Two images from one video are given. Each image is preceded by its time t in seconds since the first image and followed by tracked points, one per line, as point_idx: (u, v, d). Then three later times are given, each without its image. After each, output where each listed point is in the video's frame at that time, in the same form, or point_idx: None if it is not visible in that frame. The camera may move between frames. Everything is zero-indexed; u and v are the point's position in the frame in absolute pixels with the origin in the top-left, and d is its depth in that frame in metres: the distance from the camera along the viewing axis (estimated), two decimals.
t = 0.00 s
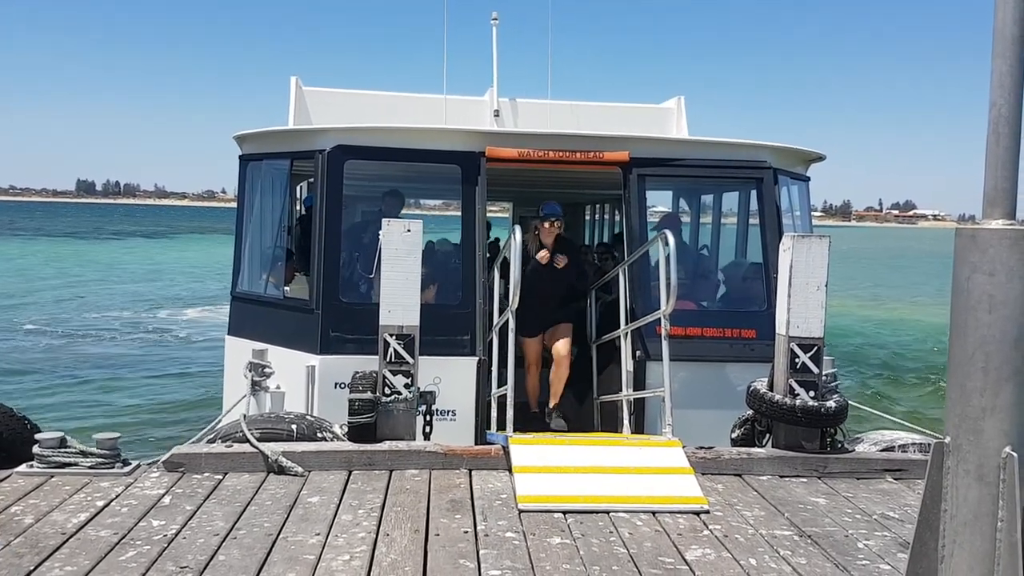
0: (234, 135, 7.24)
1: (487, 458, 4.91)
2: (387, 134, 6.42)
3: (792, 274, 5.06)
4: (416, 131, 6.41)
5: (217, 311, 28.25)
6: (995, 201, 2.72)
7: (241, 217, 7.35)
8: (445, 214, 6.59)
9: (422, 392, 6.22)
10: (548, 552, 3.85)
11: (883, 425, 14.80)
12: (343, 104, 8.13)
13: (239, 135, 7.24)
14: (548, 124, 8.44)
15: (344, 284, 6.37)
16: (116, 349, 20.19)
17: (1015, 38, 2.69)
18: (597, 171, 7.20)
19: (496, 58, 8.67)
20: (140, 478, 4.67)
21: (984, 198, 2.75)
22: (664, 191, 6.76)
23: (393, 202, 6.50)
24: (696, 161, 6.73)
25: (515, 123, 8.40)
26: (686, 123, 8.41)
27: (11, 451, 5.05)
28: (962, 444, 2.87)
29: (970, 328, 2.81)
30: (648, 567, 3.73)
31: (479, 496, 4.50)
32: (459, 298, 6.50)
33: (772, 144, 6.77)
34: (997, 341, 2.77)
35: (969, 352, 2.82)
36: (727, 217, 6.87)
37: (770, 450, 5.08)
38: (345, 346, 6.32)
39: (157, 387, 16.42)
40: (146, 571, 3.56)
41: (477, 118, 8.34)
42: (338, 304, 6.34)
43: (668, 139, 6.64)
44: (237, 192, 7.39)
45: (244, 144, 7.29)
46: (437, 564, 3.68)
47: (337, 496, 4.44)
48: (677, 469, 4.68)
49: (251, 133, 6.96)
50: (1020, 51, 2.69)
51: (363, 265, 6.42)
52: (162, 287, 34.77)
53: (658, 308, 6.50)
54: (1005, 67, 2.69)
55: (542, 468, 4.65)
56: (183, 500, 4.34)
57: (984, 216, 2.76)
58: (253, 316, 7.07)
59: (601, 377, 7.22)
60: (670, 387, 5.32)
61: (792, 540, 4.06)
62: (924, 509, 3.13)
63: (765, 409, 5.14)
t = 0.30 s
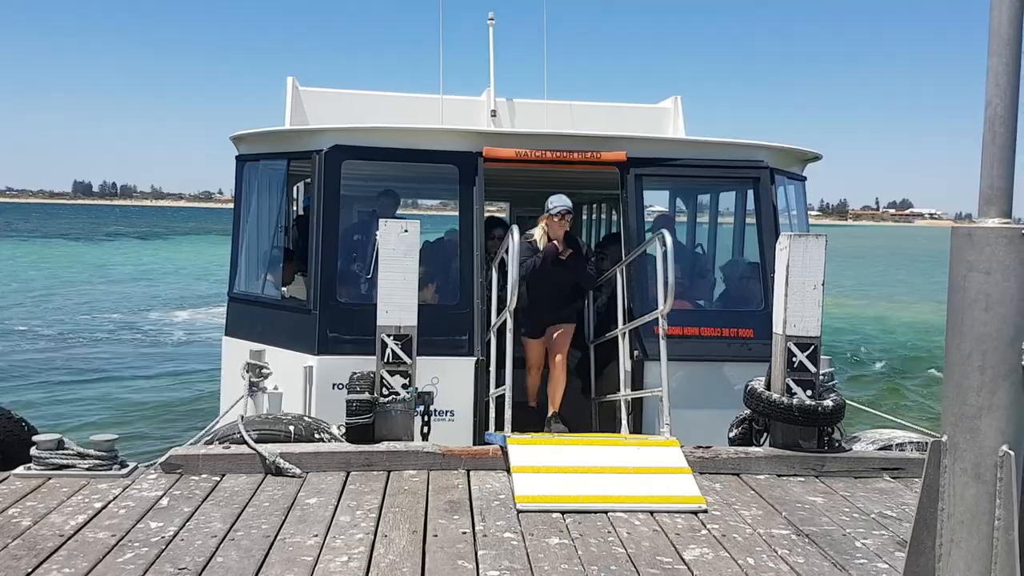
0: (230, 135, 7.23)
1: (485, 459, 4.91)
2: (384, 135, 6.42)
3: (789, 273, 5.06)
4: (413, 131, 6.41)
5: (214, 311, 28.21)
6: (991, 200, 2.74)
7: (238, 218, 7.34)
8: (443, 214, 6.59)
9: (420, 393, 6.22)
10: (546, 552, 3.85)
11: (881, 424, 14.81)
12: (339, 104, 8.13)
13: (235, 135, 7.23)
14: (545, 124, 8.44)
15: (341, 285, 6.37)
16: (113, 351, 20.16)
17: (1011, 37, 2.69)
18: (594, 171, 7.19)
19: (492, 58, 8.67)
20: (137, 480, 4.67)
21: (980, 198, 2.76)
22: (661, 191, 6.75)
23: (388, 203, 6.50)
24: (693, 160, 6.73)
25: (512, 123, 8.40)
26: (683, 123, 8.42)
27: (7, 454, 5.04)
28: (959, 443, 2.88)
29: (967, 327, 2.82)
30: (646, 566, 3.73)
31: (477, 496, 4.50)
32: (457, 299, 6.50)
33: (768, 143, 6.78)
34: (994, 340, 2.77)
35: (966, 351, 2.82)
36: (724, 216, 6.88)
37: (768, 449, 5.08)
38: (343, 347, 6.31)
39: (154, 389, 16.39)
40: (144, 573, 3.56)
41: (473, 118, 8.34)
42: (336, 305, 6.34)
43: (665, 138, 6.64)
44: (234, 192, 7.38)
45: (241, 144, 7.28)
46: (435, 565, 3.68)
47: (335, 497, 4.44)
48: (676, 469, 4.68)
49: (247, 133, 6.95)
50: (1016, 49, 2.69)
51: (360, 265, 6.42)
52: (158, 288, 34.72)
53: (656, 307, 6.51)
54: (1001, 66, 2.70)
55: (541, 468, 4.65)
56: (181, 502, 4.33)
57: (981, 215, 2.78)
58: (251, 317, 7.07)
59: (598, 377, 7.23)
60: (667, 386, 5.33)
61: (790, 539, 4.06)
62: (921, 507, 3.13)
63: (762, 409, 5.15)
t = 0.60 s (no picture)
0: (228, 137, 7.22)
1: (485, 460, 4.91)
2: (382, 136, 6.42)
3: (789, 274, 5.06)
4: (412, 132, 6.41)
5: (213, 313, 28.21)
6: (989, 200, 2.75)
7: (236, 219, 7.34)
8: (441, 215, 6.61)
9: (419, 394, 6.22)
10: (546, 553, 3.85)
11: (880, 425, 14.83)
12: (337, 106, 8.14)
13: (233, 137, 7.24)
14: (543, 125, 8.45)
15: (340, 286, 6.37)
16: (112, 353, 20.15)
17: (1008, 37, 2.69)
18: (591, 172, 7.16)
19: (490, 59, 8.68)
20: (136, 482, 4.66)
21: (978, 198, 2.78)
22: (659, 191, 6.75)
23: (382, 204, 6.49)
24: (691, 161, 6.74)
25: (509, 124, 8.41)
26: (681, 123, 8.43)
27: (7, 456, 5.04)
28: (958, 442, 2.88)
29: (965, 326, 2.82)
30: (646, 567, 3.73)
31: (476, 497, 4.50)
32: (456, 300, 6.50)
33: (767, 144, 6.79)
34: (992, 340, 2.78)
35: (965, 351, 2.83)
36: (722, 217, 6.89)
37: (767, 450, 5.08)
38: (341, 348, 6.31)
39: (153, 391, 16.39)
40: None
41: (471, 119, 8.35)
42: (334, 306, 6.34)
43: (664, 139, 6.64)
44: (232, 194, 7.38)
45: (239, 146, 7.28)
46: (434, 567, 3.68)
47: (334, 499, 4.44)
48: (675, 470, 4.68)
49: (245, 135, 6.95)
50: (1013, 49, 2.69)
51: (358, 266, 6.42)
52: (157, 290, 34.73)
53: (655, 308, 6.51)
54: (999, 66, 2.70)
55: (541, 469, 4.65)
56: (180, 504, 4.33)
57: (979, 215, 2.79)
58: (249, 318, 7.07)
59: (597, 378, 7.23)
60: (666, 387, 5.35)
61: (789, 539, 4.07)
62: (920, 507, 3.13)
63: (762, 409, 5.15)
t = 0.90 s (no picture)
0: (232, 148, 7.24)
1: (485, 474, 4.89)
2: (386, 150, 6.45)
3: (791, 292, 5.06)
4: (416, 146, 6.44)
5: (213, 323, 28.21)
6: (994, 221, 2.77)
7: (238, 230, 7.35)
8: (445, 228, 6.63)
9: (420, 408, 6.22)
10: (546, 568, 3.84)
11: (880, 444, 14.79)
12: (341, 119, 8.17)
13: (237, 149, 7.26)
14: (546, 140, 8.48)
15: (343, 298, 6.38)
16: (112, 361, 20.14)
17: (1014, 60, 2.71)
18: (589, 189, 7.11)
19: (494, 75, 8.72)
20: (136, 491, 4.65)
21: (983, 218, 2.79)
22: (660, 207, 6.78)
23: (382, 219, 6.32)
24: (692, 177, 6.76)
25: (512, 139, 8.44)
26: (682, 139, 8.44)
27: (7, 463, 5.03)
28: (961, 463, 2.87)
29: (970, 347, 2.82)
30: None
31: (477, 512, 4.49)
32: (458, 314, 6.51)
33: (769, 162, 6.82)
34: (996, 360, 2.77)
35: (969, 371, 2.82)
36: (723, 234, 6.90)
37: (769, 468, 5.07)
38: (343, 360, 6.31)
39: (152, 400, 16.38)
40: None
41: (475, 134, 8.38)
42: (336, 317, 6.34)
43: (666, 156, 6.65)
44: (235, 205, 7.40)
45: (242, 157, 7.29)
46: None
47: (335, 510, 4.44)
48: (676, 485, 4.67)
49: (249, 146, 6.96)
50: (1019, 72, 2.71)
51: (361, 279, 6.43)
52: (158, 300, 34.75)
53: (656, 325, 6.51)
54: (1004, 89, 2.71)
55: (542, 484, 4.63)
56: (180, 514, 4.32)
57: (984, 235, 2.80)
58: (250, 329, 7.06)
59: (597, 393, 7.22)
60: (667, 403, 5.37)
61: (790, 558, 4.05)
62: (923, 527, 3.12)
63: (764, 427, 5.14)
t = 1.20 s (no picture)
0: (231, 147, 7.24)
1: (484, 474, 4.89)
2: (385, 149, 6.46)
3: (790, 292, 5.06)
4: (416, 146, 6.44)
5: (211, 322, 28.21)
6: (993, 222, 2.77)
7: (237, 229, 7.35)
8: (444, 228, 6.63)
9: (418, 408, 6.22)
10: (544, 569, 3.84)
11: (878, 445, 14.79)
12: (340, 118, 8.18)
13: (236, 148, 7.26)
14: (545, 141, 8.48)
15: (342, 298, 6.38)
16: (110, 361, 20.12)
17: (1013, 61, 2.71)
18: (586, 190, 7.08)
19: (494, 74, 8.72)
20: (135, 491, 4.65)
21: (982, 220, 2.79)
22: (659, 208, 6.79)
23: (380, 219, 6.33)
24: (692, 178, 6.75)
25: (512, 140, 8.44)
26: (680, 139, 8.44)
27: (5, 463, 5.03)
28: (959, 464, 2.87)
29: (968, 348, 2.82)
30: None
31: (475, 512, 4.49)
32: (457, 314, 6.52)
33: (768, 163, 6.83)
34: (995, 362, 2.78)
35: (968, 373, 2.82)
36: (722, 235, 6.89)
37: (767, 469, 5.07)
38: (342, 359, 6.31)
39: (150, 399, 16.37)
40: None
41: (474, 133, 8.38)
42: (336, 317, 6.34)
43: (666, 156, 6.66)
44: (234, 204, 7.39)
45: (241, 156, 7.30)
46: None
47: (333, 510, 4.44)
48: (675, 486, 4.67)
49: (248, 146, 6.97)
50: (1018, 73, 2.71)
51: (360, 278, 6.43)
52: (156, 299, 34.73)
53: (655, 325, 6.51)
54: (1003, 90, 2.71)
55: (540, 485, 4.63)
56: (178, 514, 4.32)
57: (983, 237, 2.80)
58: (249, 328, 7.06)
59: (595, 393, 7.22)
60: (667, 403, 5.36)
61: (788, 559, 4.05)
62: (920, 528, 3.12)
63: (761, 428, 5.15)
